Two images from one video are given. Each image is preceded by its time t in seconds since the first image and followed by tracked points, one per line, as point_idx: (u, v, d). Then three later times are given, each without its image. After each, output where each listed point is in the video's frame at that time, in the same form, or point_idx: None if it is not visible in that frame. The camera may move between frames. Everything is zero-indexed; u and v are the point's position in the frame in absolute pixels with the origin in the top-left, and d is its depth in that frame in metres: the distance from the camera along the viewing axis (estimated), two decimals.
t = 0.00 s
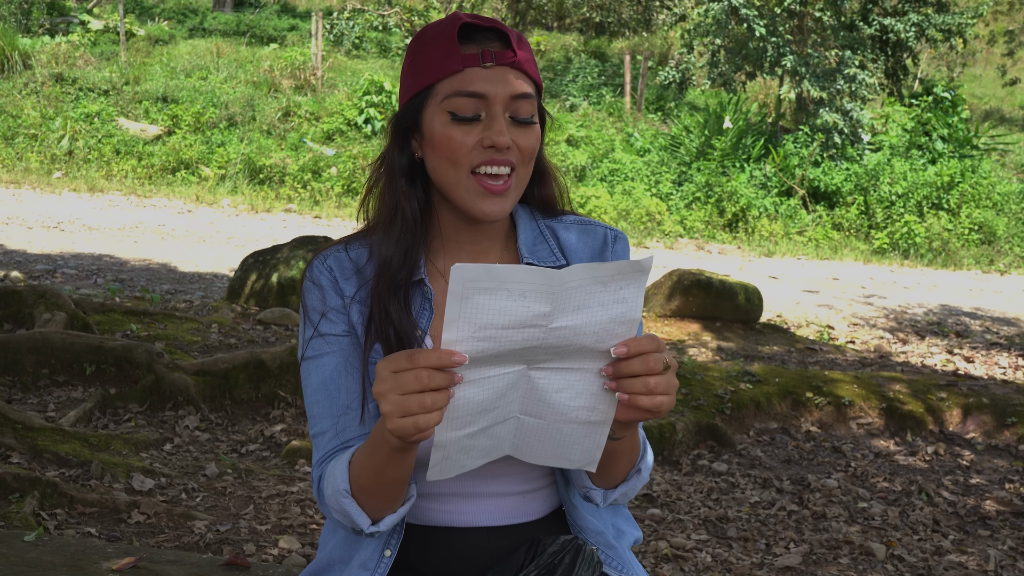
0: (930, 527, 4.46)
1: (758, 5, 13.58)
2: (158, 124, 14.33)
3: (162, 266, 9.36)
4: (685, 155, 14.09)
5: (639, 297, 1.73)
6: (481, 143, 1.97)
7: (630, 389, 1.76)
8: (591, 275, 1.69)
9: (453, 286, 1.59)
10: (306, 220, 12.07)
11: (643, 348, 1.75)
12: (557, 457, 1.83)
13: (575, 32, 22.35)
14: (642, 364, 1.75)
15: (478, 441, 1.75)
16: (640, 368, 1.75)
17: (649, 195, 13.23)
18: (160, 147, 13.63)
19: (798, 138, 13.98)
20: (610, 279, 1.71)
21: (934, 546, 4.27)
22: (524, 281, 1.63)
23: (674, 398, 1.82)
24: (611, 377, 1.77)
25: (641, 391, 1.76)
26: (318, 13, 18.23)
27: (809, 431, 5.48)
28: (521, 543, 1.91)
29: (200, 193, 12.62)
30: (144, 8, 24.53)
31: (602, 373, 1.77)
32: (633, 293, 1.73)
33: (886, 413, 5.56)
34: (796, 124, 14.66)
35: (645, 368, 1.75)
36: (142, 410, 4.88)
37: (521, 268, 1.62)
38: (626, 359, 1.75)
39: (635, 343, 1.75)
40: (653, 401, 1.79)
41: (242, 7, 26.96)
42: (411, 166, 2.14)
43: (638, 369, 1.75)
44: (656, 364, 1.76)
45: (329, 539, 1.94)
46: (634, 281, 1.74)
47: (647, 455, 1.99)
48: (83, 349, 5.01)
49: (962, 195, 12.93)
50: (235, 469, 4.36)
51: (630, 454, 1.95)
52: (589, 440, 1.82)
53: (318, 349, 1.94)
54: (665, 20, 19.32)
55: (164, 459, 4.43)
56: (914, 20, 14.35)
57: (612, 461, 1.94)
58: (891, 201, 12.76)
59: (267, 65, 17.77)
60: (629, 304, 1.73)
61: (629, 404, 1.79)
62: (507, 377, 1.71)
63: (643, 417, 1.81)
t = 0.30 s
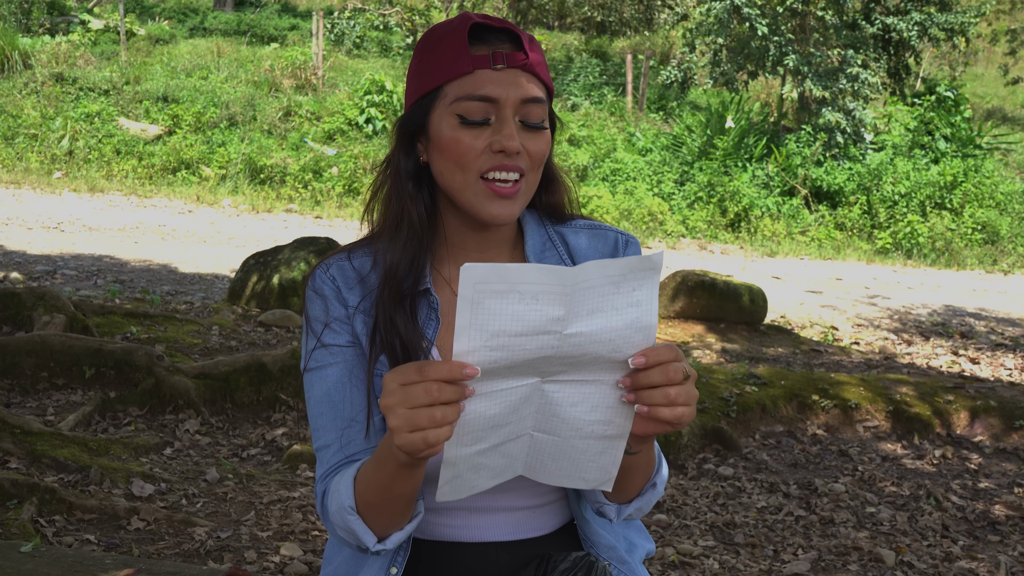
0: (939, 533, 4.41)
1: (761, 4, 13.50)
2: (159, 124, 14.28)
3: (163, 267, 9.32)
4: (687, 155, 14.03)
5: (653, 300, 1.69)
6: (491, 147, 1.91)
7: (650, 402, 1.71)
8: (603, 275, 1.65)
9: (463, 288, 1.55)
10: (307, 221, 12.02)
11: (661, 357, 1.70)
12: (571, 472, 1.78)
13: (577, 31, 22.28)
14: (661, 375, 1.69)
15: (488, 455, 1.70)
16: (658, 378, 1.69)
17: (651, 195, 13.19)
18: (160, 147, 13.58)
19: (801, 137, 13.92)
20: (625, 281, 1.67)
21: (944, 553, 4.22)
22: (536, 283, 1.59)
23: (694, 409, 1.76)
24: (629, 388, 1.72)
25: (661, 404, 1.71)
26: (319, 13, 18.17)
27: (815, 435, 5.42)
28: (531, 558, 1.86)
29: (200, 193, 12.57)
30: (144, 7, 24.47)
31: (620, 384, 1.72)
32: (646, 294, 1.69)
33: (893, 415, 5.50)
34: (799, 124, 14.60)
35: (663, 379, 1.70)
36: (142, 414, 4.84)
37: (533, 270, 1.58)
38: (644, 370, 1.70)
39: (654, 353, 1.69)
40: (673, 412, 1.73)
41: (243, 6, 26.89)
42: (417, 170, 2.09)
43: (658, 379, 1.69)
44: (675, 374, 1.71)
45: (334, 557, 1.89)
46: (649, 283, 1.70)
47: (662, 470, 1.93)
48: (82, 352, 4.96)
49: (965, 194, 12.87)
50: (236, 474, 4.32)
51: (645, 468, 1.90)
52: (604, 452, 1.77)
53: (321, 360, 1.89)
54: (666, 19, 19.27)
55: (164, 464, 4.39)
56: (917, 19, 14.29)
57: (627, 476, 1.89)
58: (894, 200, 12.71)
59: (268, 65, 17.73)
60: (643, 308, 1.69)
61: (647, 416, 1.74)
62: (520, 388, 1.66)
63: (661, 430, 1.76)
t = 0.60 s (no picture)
0: (946, 536, 4.36)
1: (762, 3, 13.44)
2: (158, 124, 14.24)
3: (161, 268, 9.27)
4: (688, 154, 13.98)
5: (669, 312, 1.64)
6: (490, 146, 1.86)
7: (662, 413, 1.67)
8: (616, 286, 1.59)
9: (467, 299, 1.49)
10: (307, 220, 11.96)
11: (674, 367, 1.67)
12: (581, 492, 1.73)
13: (578, 30, 22.25)
14: (675, 386, 1.66)
15: (492, 467, 1.66)
16: (672, 388, 1.66)
17: (652, 194, 13.14)
18: (160, 147, 13.54)
19: (803, 136, 13.87)
20: (638, 292, 1.61)
21: (951, 556, 4.17)
22: (544, 292, 1.53)
23: (707, 420, 1.72)
24: (641, 400, 1.68)
25: (673, 415, 1.67)
26: (319, 12, 18.12)
27: (819, 437, 5.37)
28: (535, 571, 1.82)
29: (200, 193, 12.52)
30: (144, 6, 24.40)
31: (631, 396, 1.68)
32: (662, 306, 1.64)
33: (898, 417, 5.44)
34: (800, 123, 14.54)
35: (676, 389, 1.66)
36: (140, 416, 4.79)
37: (539, 279, 1.52)
38: (657, 381, 1.66)
39: (667, 363, 1.66)
40: (686, 423, 1.70)
41: (243, 6, 26.86)
42: (416, 170, 2.04)
43: (670, 390, 1.66)
44: (688, 383, 1.68)
45: (330, 569, 1.84)
46: (665, 295, 1.64)
47: (673, 479, 1.89)
48: (80, 354, 4.91)
49: (967, 193, 12.79)
50: (235, 477, 4.27)
51: (656, 479, 1.85)
52: (612, 466, 1.73)
53: (319, 366, 1.84)
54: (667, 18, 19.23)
55: (162, 467, 4.34)
56: (918, 18, 14.24)
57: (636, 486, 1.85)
58: (896, 199, 12.64)
59: (268, 64, 17.70)
60: (658, 319, 1.64)
61: (659, 428, 1.71)
62: (525, 401, 1.62)
63: (674, 441, 1.72)
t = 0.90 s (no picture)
0: (948, 539, 4.34)
1: (761, 2, 13.38)
2: (156, 124, 14.19)
3: (159, 269, 9.23)
4: (687, 154, 13.95)
5: (674, 317, 1.59)
6: (488, 144, 1.82)
7: (663, 419, 1.64)
8: (620, 290, 1.55)
9: (466, 301, 1.46)
10: (306, 221, 11.92)
11: (678, 371, 1.62)
12: (578, 489, 1.71)
13: (577, 30, 22.23)
14: (677, 391, 1.62)
15: (492, 473, 1.64)
16: (673, 395, 1.61)
17: (651, 194, 13.11)
18: (158, 147, 13.50)
19: (802, 136, 13.83)
20: (643, 296, 1.57)
21: (954, 560, 4.15)
22: (545, 295, 1.50)
23: (711, 429, 1.68)
24: (642, 404, 1.65)
25: (674, 422, 1.64)
26: (317, 12, 18.08)
27: (820, 438, 5.33)
28: None
29: (198, 193, 12.49)
30: (142, 6, 24.36)
31: (633, 400, 1.65)
32: (667, 311, 1.59)
33: (900, 418, 5.41)
34: (799, 122, 14.50)
35: (678, 396, 1.62)
36: (137, 419, 4.75)
37: (540, 281, 1.48)
38: (659, 386, 1.62)
39: (671, 367, 1.62)
40: (689, 432, 1.65)
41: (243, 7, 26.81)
42: (414, 171, 2.01)
43: (673, 396, 1.62)
44: (692, 390, 1.64)
45: None
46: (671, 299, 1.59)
47: (676, 486, 1.85)
48: (76, 356, 4.87)
49: (967, 192, 12.75)
50: (232, 481, 4.25)
51: (659, 485, 1.82)
52: (612, 470, 1.70)
53: (314, 373, 1.81)
54: (666, 18, 19.21)
55: (158, 470, 4.31)
56: (918, 17, 14.20)
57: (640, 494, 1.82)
58: (896, 199, 12.60)
59: (267, 64, 17.67)
60: (663, 323, 1.60)
61: (661, 433, 1.67)
62: (526, 403, 1.59)
63: (675, 448, 1.68)
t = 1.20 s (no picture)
0: (949, 540, 4.32)
1: (760, 2, 13.35)
2: (154, 124, 14.15)
3: (157, 269, 9.21)
4: (686, 153, 13.92)
5: (671, 337, 1.58)
6: (483, 125, 1.81)
7: (618, 455, 1.60)
8: (619, 308, 1.53)
9: (467, 315, 1.45)
10: (304, 221, 11.89)
11: (643, 414, 1.56)
12: (570, 499, 1.72)
13: (575, 30, 22.22)
14: (638, 433, 1.57)
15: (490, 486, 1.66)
16: (627, 433, 1.57)
17: (650, 194, 13.08)
18: (156, 147, 13.47)
19: (801, 136, 13.81)
20: (641, 316, 1.55)
21: (955, 561, 4.13)
22: (545, 312, 1.49)
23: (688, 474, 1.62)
24: (598, 434, 1.60)
25: (630, 460, 1.59)
26: (315, 12, 18.04)
27: (820, 439, 5.32)
28: None
29: (196, 193, 12.46)
30: (140, 5, 24.32)
31: (591, 427, 1.60)
32: (664, 331, 1.58)
33: (900, 419, 5.39)
34: (798, 122, 14.48)
35: (641, 435, 1.58)
36: (134, 420, 4.73)
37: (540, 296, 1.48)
38: (621, 421, 1.57)
39: (634, 407, 1.56)
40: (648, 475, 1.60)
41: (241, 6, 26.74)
42: (411, 175, 2.01)
43: (631, 435, 1.57)
44: (657, 436, 1.58)
45: None
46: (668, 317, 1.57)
47: (677, 507, 1.82)
48: (73, 357, 4.84)
49: (966, 192, 12.75)
50: (230, 483, 4.23)
51: (663, 509, 1.78)
52: (610, 487, 1.70)
53: (315, 387, 1.81)
54: (665, 18, 19.19)
55: (156, 472, 4.29)
56: (916, 17, 14.19)
57: (641, 515, 1.79)
58: (895, 199, 12.59)
59: (265, 64, 17.64)
60: (660, 344, 1.59)
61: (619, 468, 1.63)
62: (525, 424, 1.57)
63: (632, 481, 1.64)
